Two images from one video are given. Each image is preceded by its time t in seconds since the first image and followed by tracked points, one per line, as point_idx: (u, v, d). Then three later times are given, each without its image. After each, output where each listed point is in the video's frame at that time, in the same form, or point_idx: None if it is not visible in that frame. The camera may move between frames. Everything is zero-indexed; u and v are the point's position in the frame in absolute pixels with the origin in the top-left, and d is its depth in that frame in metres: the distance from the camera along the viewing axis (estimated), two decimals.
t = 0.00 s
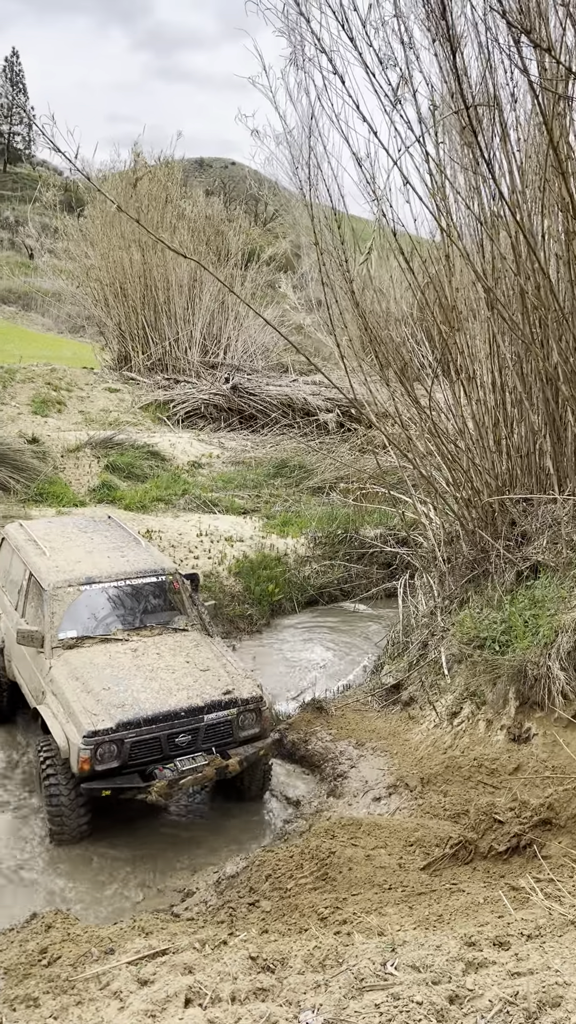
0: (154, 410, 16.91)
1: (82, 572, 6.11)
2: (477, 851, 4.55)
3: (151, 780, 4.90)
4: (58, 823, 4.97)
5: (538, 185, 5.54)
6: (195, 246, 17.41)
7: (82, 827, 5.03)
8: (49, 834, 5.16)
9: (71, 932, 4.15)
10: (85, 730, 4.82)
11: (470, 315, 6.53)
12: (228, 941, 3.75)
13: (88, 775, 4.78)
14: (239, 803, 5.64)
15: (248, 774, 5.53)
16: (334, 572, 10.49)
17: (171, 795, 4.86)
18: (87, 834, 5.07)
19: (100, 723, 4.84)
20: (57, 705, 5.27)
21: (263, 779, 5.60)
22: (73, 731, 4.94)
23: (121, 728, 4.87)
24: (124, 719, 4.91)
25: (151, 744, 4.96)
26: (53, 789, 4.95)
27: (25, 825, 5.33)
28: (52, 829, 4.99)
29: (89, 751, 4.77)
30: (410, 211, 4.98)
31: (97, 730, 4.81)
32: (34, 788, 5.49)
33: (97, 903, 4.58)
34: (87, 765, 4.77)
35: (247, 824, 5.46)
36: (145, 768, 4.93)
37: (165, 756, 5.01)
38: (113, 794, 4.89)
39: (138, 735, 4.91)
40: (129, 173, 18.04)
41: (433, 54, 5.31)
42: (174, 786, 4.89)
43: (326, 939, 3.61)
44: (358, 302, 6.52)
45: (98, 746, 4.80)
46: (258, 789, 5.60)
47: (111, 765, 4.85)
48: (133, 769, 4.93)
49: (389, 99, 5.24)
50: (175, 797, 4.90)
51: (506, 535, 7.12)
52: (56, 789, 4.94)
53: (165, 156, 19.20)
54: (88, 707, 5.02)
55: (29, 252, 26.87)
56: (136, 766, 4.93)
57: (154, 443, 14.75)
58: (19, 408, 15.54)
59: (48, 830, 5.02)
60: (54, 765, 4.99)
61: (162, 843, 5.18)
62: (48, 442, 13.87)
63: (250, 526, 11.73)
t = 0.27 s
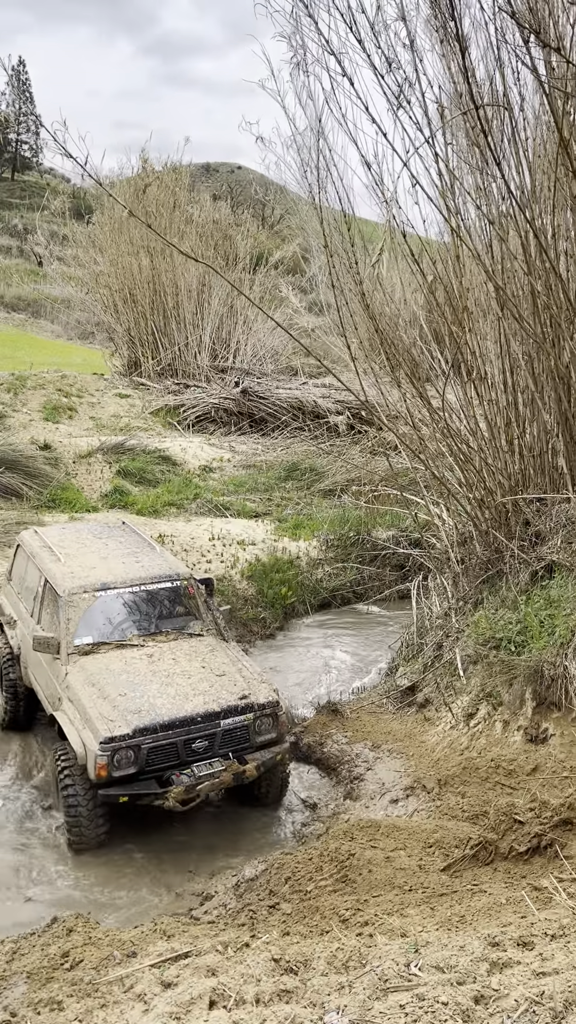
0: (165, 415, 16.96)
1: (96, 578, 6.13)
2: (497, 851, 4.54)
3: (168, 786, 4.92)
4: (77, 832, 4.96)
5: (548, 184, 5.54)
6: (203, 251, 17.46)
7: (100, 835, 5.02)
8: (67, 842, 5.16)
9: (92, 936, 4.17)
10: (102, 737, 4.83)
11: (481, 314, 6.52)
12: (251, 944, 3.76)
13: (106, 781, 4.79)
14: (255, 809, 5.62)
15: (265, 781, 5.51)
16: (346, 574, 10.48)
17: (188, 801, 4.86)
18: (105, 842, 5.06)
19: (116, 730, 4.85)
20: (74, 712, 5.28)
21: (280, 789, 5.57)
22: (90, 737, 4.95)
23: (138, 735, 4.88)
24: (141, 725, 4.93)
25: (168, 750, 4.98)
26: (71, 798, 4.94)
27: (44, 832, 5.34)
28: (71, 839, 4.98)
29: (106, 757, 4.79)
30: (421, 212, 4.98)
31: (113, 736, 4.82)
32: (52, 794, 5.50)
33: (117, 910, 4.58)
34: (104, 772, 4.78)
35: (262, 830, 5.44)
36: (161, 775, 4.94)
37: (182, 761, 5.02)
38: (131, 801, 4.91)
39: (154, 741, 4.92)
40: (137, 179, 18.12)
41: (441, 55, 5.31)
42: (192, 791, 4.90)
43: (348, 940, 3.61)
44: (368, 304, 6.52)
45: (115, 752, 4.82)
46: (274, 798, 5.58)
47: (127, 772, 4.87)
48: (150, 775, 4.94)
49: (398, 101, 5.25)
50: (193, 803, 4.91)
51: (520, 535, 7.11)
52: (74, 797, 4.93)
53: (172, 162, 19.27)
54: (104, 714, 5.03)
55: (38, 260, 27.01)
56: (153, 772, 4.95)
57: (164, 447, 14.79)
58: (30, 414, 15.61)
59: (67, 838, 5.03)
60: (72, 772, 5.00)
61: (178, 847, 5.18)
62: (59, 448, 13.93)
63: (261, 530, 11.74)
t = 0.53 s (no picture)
0: (173, 417, 17.00)
1: (107, 582, 6.14)
2: (510, 852, 4.54)
3: (181, 789, 4.95)
4: (90, 836, 4.97)
5: (555, 183, 5.53)
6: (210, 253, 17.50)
7: (113, 839, 5.03)
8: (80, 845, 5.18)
9: (107, 937, 4.18)
10: (114, 741, 4.84)
11: (488, 314, 6.52)
12: (265, 945, 3.77)
13: (118, 785, 4.80)
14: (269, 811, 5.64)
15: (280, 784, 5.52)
16: (356, 575, 10.49)
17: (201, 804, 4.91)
18: (118, 846, 5.08)
19: (128, 734, 4.86)
20: (86, 715, 5.30)
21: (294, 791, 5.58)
22: (102, 741, 4.97)
23: (150, 738, 4.89)
24: (153, 728, 4.94)
25: (180, 753, 5.00)
26: (84, 801, 4.96)
27: (58, 835, 5.36)
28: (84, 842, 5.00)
29: (119, 761, 4.79)
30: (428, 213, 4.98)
31: (125, 740, 4.84)
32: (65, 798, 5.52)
33: (131, 912, 4.60)
34: (117, 775, 4.79)
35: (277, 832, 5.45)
36: (174, 778, 4.97)
37: (195, 764, 5.05)
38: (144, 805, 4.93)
39: (167, 745, 4.93)
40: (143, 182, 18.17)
41: (446, 55, 5.31)
42: (205, 794, 4.95)
43: (362, 941, 3.61)
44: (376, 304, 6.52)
45: (127, 756, 4.83)
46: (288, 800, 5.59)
47: (140, 775, 4.88)
48: (162, 779, 4.96)
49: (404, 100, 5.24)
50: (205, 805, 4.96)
51: (530, 535, 7.10)
52: (87, 800, 4.95)
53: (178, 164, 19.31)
54: (116, 718, 5.05)
55: (45, 264, 27.11)
56: (166, 776, 4.97)
57: (173, 449, 14.82)
58: (39, 418, 15.68)
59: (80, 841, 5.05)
60: (85, 776, 5.02)
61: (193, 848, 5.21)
62: (69, 451, 13.98)
63: (271, 531, 11.75)
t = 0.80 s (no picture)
0: (179, 417, 17.02)
1: (114, 582, 6.15)
2: (517, 850, 4.53)
3: (188, 789, 4.97)
4: (97, 836, 4.99)
5: (560, 180, 5.52)
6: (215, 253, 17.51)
7: (121, 838, 5.04)
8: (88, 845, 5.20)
9: (114, 936, 4.20)
10: (121, 741, 4.85)
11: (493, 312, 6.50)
12: (271, 942, 3.78)
13: (125, 786, 4.82)
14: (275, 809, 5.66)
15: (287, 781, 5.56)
16: (362, 574, 10.48)
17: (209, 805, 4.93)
18: (125, 845, 5.09)
19: (135, 734, 4.87)
20: (93, 716, 5.32)
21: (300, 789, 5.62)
22: (109, 741, 4.98)
23: (157, 738, 4.90)
24: (160, 728, 4.94)
25: (187, 754, 5.00)
26: (92, 801, 4.97)
27: (66, 835, 5.38)
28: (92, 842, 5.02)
29: (125, 761, 4.81)
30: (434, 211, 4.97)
31: (132, 740, 4.84)
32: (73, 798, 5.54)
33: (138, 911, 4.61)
34: (124, 776, 4.80)
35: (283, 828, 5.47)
36: (180, 779, 4.98)
37: (202, 764, 5.06)
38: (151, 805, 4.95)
39: (174, 745, 4.94)
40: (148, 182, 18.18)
41: (450, 52, 5.30)
42: (212, 794, 4.97)
43: (368, 939, 3.61)
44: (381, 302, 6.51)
45: (134, 756, 4.84)
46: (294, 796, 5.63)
47: (146, 777, 4.89)
48: (169, 780, 4.97)
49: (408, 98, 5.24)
50: (212, 804, 4.98)
51: (536, 533, 7.08)
52: (95, 800, 4.96)
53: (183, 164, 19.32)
54: (123, 718, 5.06)
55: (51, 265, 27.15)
56: (172, 777, 4.98)
57: (179, 449, 14.84)
58: (46, 418, 15.71)
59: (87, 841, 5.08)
60: (92, 776, 5.03)
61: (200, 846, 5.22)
62: (75, 451, 14.00)
63: (277, 530, 11.76)
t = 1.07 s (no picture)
0: (183, 415, 17.03)
1: (119, 580, 6.16)
2: (520, 846, 4.54)
3: (193, 786, 4.99)
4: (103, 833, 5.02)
5: (564, 177, 5.52)
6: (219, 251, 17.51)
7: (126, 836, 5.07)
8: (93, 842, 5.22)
9: (119, 932, 4.22)
10: (126, 738, 4.87)
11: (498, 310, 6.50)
12: (276, 938, 3.79)
13: (130, 783, 4.84)
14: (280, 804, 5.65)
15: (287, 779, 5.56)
16: (366, 572, 10.48)
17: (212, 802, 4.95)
18: (131, 842, 5.11)
19: (140, 732, 4.89)
20: (98, 713, 5.34)
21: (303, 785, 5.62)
22: (114, 739, 5.00)
23: (162, 736, 4.92)
24: (164, 726, 4.96)
25: (192, 751, 5.03)
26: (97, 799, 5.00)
27: (72, 832, 5.40)
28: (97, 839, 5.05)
29: (131, 758, 4.83)
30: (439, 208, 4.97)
31: (138, 738, 4.86)
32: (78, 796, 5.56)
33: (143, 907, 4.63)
34: (129, 773, 4.83)
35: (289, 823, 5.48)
36: (185, 777, 5.01)
37: (206, 762, 5.08)
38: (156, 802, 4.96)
39: (178, 742, 4.96)
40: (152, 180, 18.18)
41: (454, 49, 5.30)
42: (217, 792, 4.98)
43: (373, 935, 3.62)
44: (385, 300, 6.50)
45: (139, 753, 4.86)
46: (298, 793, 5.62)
47: (151, 774, 4.92)
48: (173, 778, 5.00)
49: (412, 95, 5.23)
50: (217, 802, 5.00)
51: (541, 531, 7.09)
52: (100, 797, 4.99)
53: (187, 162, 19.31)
54: (128, 716, 5.07)
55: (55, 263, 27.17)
56: (177, 775, 5.00)
57: (183, 447, 14.85)
58: (50, 416, 15.74)
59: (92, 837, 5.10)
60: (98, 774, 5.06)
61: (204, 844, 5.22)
62: (80, 449, 14.02)
63: (281, 528, 11.76)
